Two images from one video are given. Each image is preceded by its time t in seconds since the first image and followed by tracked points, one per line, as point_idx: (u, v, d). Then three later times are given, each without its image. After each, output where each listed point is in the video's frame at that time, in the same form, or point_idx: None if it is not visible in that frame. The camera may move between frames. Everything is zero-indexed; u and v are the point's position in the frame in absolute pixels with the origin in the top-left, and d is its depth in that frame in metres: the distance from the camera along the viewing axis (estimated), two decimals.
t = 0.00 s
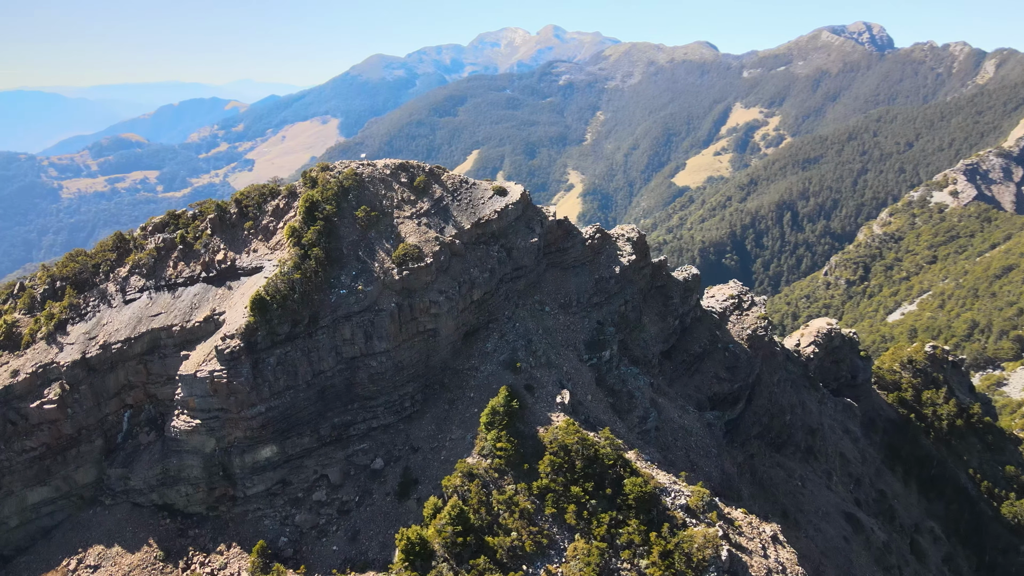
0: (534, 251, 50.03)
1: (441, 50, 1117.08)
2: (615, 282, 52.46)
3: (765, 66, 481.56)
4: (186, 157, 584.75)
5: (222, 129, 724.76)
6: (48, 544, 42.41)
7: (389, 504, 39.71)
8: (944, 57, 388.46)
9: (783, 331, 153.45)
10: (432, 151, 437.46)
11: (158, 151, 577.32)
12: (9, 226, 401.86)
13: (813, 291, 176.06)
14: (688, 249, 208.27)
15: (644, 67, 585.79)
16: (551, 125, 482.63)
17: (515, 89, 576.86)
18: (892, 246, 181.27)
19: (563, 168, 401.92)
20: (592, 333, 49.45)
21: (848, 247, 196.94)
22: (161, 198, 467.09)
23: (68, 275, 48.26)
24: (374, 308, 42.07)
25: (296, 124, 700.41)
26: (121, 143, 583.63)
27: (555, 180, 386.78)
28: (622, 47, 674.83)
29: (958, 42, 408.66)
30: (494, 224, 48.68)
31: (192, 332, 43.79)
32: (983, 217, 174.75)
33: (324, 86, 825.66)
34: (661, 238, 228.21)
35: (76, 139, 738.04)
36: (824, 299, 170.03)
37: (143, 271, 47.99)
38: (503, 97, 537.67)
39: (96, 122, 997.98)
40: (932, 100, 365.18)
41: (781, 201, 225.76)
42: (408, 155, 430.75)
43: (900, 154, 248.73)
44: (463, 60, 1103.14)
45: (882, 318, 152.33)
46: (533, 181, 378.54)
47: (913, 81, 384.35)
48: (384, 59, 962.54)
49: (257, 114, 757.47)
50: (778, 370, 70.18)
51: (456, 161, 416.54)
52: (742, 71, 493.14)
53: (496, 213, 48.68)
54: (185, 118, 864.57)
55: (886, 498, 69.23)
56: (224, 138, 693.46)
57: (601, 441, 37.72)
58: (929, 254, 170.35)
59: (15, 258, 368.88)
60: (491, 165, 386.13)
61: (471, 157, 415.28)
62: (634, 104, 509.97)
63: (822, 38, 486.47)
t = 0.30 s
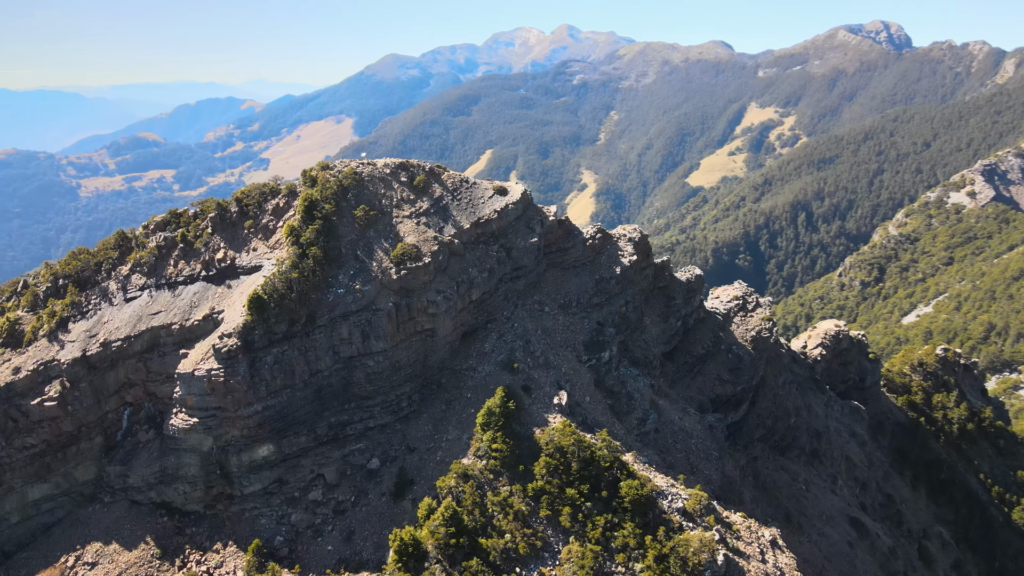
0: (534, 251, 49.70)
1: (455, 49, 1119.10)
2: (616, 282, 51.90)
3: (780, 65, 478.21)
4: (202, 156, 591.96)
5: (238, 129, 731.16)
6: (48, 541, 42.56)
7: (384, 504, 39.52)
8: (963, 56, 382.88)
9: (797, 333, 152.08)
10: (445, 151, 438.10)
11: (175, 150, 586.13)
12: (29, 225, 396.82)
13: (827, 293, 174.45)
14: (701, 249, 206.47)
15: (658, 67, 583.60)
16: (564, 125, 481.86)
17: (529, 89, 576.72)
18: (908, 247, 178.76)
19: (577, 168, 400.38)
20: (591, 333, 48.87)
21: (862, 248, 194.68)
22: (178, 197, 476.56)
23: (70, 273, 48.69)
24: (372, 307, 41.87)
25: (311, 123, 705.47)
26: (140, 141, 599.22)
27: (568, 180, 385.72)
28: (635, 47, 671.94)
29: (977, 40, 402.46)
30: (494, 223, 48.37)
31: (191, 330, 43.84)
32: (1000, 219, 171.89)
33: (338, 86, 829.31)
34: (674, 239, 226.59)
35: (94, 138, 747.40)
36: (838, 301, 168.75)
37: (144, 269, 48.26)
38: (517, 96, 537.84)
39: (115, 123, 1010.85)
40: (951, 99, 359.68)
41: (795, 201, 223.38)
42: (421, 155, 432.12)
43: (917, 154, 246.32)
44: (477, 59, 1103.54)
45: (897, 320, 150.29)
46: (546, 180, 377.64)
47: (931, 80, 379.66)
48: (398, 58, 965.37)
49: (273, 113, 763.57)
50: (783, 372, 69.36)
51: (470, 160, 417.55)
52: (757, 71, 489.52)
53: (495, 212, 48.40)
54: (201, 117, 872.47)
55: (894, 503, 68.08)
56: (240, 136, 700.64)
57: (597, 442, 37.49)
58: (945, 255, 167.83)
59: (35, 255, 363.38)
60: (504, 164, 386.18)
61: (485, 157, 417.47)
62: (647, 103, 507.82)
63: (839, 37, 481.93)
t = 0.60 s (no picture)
0: (534, 251, 49.27)
1: (469, 49, 1121.76)
2: (617, 283, 51.33)
3: (795, 65, 474.17)
4: (217, 155, 600.39)
5: (254, 128, 738.92)
6: (48, 537, 42.77)
7: (380, 506, 39.31)
8: (981, 55, 376.77)
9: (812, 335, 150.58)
10: (458, 151, 438.92)
11: (190, 149, 594.50)
12: (48, 222, 402.48)
13: (841, 294, 173.04)
14: (714, 249, 204.83)
15: (673, 66, 582.29)
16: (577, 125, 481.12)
17: (542, 88, 575.94)
18: (923, 248, 176.15)
19: (589, 168, 398.94)
20: (591, 335, 48.30)
21: (877, 249, 192.35)
22: (193, 195, 484.08)
23: (73, 271, 48.86)
24: (369, 307, 41.67)
25: (325, 122, 711.46)
26: (157, 141, 610.14)
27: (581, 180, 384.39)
28: (650, 47, 668.51)
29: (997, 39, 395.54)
30: (494, 223, 48.02)
31: (190, 329, 43.85)
32: (1018, 220, 168.84)
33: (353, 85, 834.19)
34: (686, 239, 225.12)
35: (112, 137, 758.58)
36: (852, 302, 167.35)
37: (145, 269, 48.38)
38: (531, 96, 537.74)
39: (134, 123, 1025.82)
40: (970, 98, 353.87)
41: (810, 201, 221.19)
42: (434, 155, 433.59)
43: (934, 154, 243.19)
44: (491, 59, 1105.26)
45: (912, 322, 148.11)
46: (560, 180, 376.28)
47: (949, 80, 373.87)
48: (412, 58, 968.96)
49: (288, 113, 770.17)
50: (788, 375, 68.44)
51: (483, 160, 418.66)
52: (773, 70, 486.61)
53: (495, 212, 48.07)
54: (217, 117, 882.56)
55: (902, 508, 66.92)
56: (255, 135, 708.72)
57: (594, 445, 37.16)
58: (962, 257, 165.05)
59: (53, 252, 368.70)
60: (517, 164, 385.82)
61: (499, 156, 418.51)
62: (662, 103, 506.01)
63: (855, 36, 477.60)
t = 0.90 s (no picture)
0: (534, 251, 48.76)
1: (482, 49, 1124.23)
2: (618, 284, 50.76)
3: (811, 63, 469.54)
4: (233, 155, 607.86)
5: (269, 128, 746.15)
6: (48, 535, 42.94)
7: (375, 507, 39.05)
8: (1001, 55, 370.99)
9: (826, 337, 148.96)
10: (471, 150, 439.90)
11: (206, 148, 602.06)
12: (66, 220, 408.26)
13: (856, 295, 171.35)
14: (728, 250, 201.52)
15: (687, 65, 580.59)
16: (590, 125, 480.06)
17: (556, 87, 575.37)
18: (940, 249, 173.04)
19: (602, 168, 397.31)
20: (591, 337, 47.61)
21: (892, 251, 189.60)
22: (208, 194, 490.56)
23: (74, 270, 49.00)
24: (367, 307, 41.45)
25: (339, 121, 716.99)
26: (173, 140, 618.21)
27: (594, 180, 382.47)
28: (663, 46, 665.47)
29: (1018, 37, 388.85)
30: (494, 223, 47.71)
31: (189, 328, 43.84)
32: None
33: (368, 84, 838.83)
34: (700, 239, 223.02)
35: (130, 137, 769.12)
36: (867, 304, 165.94)
37: (146, 268, 48.47)
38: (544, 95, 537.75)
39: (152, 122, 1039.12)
40: (989, 97, 348.21)
41: (824, 201, 218.90)
42: (448, 154, 434.70)
43: (952, 154, 239.76)
44: (504, 58, 1106.75)
45: (927, 324, 146.04)
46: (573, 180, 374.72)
47: (968, 79, 367.87)
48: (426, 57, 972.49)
49: (303, 112, 776.63)
50: (794, 378, 67.40)
51: (496, 160, 418.94)
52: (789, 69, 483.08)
53: (495, 212, 47.75)
54: (233, 116, 891.33)
55: (910, 514, 65.75)
56: (270, 135, 716.56)
57: (591, 448, 36.91)
58: (979, 258, 161.60)
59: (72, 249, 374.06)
60: (530, 163, 385.45)
61: (512, 156, 418.77)
62: (676, 102, 503.95)
63: (872, 34, 472.59)
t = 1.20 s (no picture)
0: (534, 251, 48.24)
1: (496, 49, 1126.08)
2: (619, 285, 50.26)
3: (828, 63, 464.43)
4: (248, 154, 614.83)
5: (284, 128, 753.39)
6: (47, 534, 43.03)
7: (371, 509, 38.74)
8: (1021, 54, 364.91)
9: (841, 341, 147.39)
10: (485, 150, 440.92)
11: (222, 147, 609.83)
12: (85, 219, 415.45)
13: (870, 297, 169.48)
14: (741, 251, 199.05)
15: (702, 64, 578.07)
16: (604, 124, 478.81)
17: (569, 87, 574.81)
18: (957, 251, 169.86)
19: (616, 168, 395.32)
20: (591, 339, 46.97)
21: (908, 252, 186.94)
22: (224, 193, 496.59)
23: (76, 269, 49.13)
24: (364, 308, 41.16)
25: (354, 121, 722.08)
26: (190, 139, 626.26)
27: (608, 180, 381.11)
28: (678, 46, 662.95)
29: None
30: (494, 224, 47.32)
31: (189, 328, 43.79)
32: None
33: (382, 83, 843.04)
34: (713, 240, 221.37)
35: (147, 136, 779.87)
36: (881, 306, 164.08)
37: (147, 267, 48.44)
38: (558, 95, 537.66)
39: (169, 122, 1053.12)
40: (1009, 97, 342.61)
41: (840, 202, 216.79)
42: (462, 153, 436.01)
43: (970, 155, 235.98)
44: (519, 58, 1108.93)
45: (943, 327, 143.71)
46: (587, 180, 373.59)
47: (987, 78, 361.88)
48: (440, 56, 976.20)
49: (317, 111, 782.50)
50: (800, 381, 66.45)
51: (510, 159, 419.39)
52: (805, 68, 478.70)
53: (496, 212, 47.34)
54: (248, 116, 900.01)
55: (919, 520, 64.51)
56: (285, 135, 724.14)
57: (588, 451, 36.66)
58: (997, 260, 157.09)
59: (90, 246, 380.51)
60: (543, 163, 385.78)
61: (525, 155, 419.03)
62: (691, 101, 501.20)
63: (890, 34, 467.26)
